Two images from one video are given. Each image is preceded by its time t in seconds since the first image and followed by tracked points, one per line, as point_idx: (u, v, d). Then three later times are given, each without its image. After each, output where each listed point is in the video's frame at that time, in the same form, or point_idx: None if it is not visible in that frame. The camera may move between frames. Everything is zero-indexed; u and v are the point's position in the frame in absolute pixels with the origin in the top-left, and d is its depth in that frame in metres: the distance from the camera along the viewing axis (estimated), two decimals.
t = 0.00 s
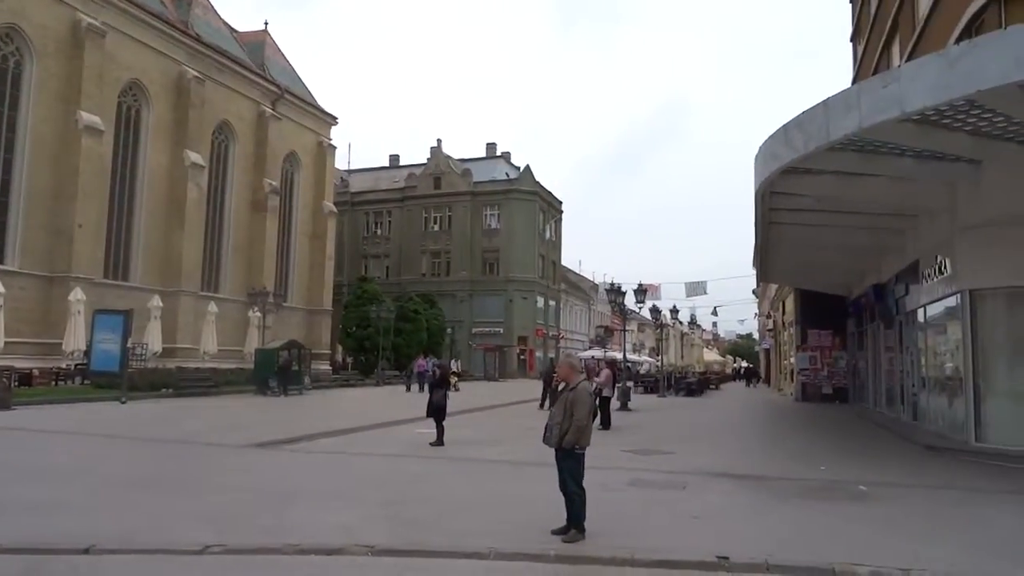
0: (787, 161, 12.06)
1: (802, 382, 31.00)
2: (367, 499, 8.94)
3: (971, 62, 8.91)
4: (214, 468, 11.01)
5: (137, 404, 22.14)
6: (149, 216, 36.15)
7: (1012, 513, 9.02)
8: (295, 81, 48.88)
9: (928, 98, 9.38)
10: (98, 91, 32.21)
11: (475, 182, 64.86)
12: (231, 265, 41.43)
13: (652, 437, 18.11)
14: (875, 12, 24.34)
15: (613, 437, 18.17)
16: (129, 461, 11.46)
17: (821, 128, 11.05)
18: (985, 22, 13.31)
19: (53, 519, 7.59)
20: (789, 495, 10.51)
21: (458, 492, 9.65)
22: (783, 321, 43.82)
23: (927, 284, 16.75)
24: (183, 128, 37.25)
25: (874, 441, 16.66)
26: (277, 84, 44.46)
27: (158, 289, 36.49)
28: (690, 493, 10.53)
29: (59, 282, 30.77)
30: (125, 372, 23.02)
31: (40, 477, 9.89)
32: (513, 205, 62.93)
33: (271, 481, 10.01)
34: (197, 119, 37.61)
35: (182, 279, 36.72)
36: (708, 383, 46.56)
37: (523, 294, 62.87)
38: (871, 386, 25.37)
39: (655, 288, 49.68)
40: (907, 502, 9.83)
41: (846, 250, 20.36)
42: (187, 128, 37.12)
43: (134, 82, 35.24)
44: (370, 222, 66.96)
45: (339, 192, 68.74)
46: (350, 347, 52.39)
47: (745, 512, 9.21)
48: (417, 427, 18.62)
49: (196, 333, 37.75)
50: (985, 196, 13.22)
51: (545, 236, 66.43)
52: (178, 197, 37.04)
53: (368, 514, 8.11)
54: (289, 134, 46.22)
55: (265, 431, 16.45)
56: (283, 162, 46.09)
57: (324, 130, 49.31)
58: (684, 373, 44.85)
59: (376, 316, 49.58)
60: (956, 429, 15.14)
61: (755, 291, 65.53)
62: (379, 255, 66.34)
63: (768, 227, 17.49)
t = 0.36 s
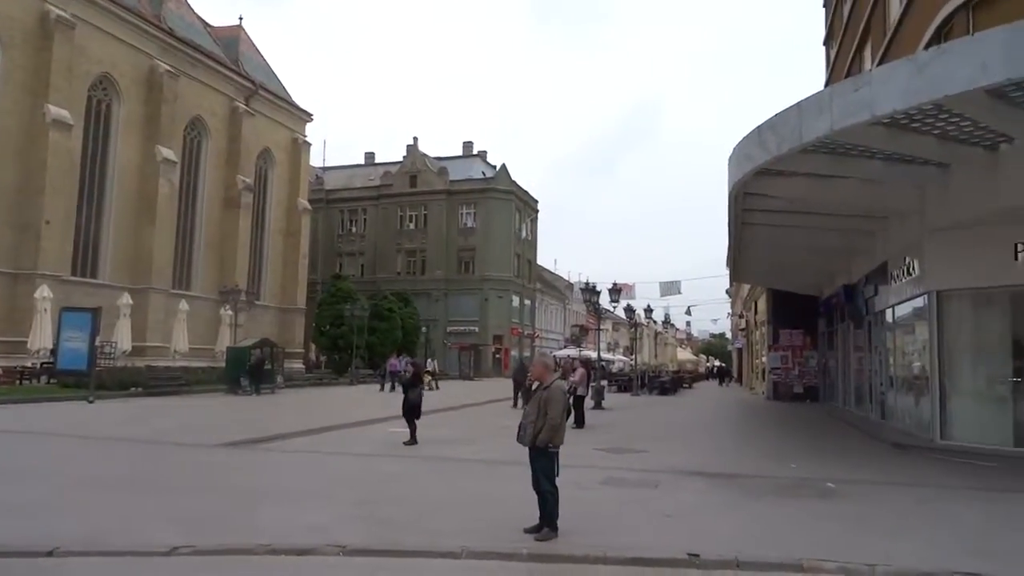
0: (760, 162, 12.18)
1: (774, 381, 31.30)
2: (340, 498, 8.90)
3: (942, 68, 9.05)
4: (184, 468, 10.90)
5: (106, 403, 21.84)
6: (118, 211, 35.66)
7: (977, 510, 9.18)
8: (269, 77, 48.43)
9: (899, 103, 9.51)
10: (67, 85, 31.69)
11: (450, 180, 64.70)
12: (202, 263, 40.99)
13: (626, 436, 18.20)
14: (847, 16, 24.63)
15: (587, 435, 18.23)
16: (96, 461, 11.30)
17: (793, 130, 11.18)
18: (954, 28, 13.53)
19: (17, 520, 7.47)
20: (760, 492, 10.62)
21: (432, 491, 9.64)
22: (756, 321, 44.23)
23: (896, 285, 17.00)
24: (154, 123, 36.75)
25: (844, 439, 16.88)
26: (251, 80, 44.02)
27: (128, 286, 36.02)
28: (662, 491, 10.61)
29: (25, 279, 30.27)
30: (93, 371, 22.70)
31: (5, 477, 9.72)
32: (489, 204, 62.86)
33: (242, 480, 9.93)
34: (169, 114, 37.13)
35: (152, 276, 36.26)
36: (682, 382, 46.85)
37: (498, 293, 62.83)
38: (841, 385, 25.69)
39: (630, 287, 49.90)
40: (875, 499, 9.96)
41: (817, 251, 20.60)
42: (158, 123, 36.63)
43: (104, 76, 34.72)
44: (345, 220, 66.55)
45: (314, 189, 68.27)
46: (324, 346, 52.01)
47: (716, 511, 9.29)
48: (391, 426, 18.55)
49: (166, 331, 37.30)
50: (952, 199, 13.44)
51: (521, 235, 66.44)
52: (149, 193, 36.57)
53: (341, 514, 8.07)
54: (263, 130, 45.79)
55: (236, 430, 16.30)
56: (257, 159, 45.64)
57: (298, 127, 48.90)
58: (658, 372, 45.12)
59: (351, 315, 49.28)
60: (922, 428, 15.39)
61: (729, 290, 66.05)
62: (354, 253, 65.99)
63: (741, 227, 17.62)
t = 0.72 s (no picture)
0: (709, 161, 12.37)
1: (721, 377, 31.87)
2: (286, 494, 8.79)
3: (884, 73, 9.31)
4: (123, 464, 10.64)
5: (41, 398, 21.16)
6: (56, 199, 34.56)
7: (913, 502, 9.48)
8: (217, 64, 47.43)
9: (843, 106, 9.74)
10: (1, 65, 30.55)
11: (403, 174, 64.27)
12: (145, 253, 39.99)
13: (575, 431, 18.33)
14: (795, 21, 25.18)
15: (536, 430, 18.31)
16: (31, 457, 10.95)
17: (742, 130, 11.37)
18: (895, 37, 13.96)
19: None
20: (704, 486, 10.82)
21: (380, 486, 9.58)
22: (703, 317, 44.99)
23: (838, 284, 17.45)
24: (95, 108, 35.68)
25: (786, 434, 17.27)
26: (198, 66, 43.03)
27: (66, 276, 34.96)
28: (609, 485, 10.73)
29: None
30: (27, 363, 21.96)
31: None
32: (442, 198, 62.61)
33: (185, 477, 9.74)
34: (111, 98, 36.08)
35: (92, 266, 35.25)
36: (631, 378, 47.38)
37: (450, 288, 62.66)
38: (784, 381, 26.28)
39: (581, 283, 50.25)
40: (815, 491, 10.23)
41: (763, 250, 21.02)
42: (99, 108, 35.55)
43: (42, 57, 33.58)
44: (295, 212, 65.56)
45: (263, 180, 67.12)
46: (272, 340, 51.09)
47: (662, 504, 9.44)
48: (338, 422, 18.35)
49: (106, 323, 36.29)
50: (891, 201, 13.85)
51: (473, 230, 66.33)
52: (89, 179, 35.53)
53: (287, 510, 7.98)
54: (210, 119, 44.81)
55: (179, 425, 15.95)
56: (204, 148, 44.64)
57: (246, 115, 47.98)
58: (608, 368, 45.52)
59: (300, 308, 48.60)
60: (861, 423, 15.84)
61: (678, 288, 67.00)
62: (303, 245, 65.08)
63: (690, 225, 17.90)
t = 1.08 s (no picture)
0: (657, 161, 12.48)
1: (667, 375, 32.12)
2: (225, 495, 8.58)
3: (826, 78, 9.50)
4: (54, 466, 10.26)
5: None
6: None
7: (850, 497, 9.70)
8: (160, 53, 46.21)
9: (787, 110, 9.92)
10: None
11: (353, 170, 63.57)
12: (82, 246, 38.78)
13: (522, 429, 18.33)
14: (742, 26, 25.60)
15: (484, 428, 18.25)
16: None
17: (689, 132, 11.50)
18: (837, 44, 14.27)
19: None
20: (649, 483, 10.92)
21: (323, 486, 9.42)
22: (651, 316, 45.62)
23: (781, 284, 17.77)
24: (29, 95, 34.47)
25: (730, 431, 17.56)
26: (140, 55, 41.86)
27: None
28: (555, 483, 10.74)
29: None
30: None
31: None
32: (392, 194, 62.10)
33: (118, 478, 9.43)
34: (46, 85, 34.87)
35: (23, 260, 34.06)
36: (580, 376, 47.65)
37: (399, 285, 62.20)
38: (729, 380, 26.72)
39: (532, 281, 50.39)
40: (757, 488, 10.40)
41: (709, 250, 21.33)
42: (33, 95, 34.32)
43: None
44: (241, 206, 64.32)
45: (208, 173, 65.68)
46: (214, 337, 49.83)
47: (608, 501, 9.49)
48: (282, 420, 18.02)
49: (40, 318, 35.10)
50: (831, 204, 14.16)
51: (424, 227, 65.96)
52: (21, 168, 34.30)
53: (226, 512, 7.79)
54: (152, 109, 43.62)
55: (114, 424, 15.47)
56: (145, 138, 43.44)
57: (190, 106, 46.86)
58: (557, 366, 45.71)
59: (245, 304, 47.70)
60: (802, 420, 16.18)
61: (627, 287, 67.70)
62: (249, 241, 63.89)
63: (638, 225, 18.04)
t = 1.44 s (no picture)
0: (614, 172, 12.57)
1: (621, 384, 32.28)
2: (167, 503, 8.37)
3: (779, 95, 9.68)
4: None
5: None
6: None
7: (795, 506, 9.86)
8: (113, 48, 45.22)
9: (741, 124, 10.08)
10: None
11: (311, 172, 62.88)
12: (24, 245, 37.65)
13: (475, 437, 18.24)
14: (701, 42, 26.01)
15: (436, 436, 18.13)
16: None
17: (646, 143, 11.61)
18: (790, 62, 14.57)
19: None
20: (600, 492, 10.95)
21: (269, 494, 9.24)
22: (607, 325, 45.88)
23: (733, 296, 18.03)
24: None
25: (682, 441, 17.72)
26: (92, 49, 40.89)
27: None
28: (506, 491, 10.71)
29: None
30: None
31: None
32: (350, 198, 61.58)
33: (53, 484, 9.13)
34: None
35: None
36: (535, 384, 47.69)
37: (356, 290, 61.62)
38: (682, 390, 26.98)
39: (489, 289, 50.34)
40: (705, 497, 10.50)
41: (664, 261, 21.56)
42: None
43: None
44: (194, 206, 63.18)
45: (160, 172, 64.37)
46: (163, 340, 48.73)
47: (558, 510, 9.49)
48: (230, 426, 17.67)
49: None
50: (782, 218, 14.42)
51: (382, 232, 65.50)
52: None
53: (167, 519, 7.60)
54: (102, 105, 42.61)
55: (52, 429, 15.00)
56: (94, 134, 42.39)
57: (143, 103, 45.92)
58: (513, 374, 45.69)
59: (195, 307, 46.79)
60: (751, 430, 16.40)
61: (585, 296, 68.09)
62: (201, 242, 62.77)
63: (594, 235, 18.14)
